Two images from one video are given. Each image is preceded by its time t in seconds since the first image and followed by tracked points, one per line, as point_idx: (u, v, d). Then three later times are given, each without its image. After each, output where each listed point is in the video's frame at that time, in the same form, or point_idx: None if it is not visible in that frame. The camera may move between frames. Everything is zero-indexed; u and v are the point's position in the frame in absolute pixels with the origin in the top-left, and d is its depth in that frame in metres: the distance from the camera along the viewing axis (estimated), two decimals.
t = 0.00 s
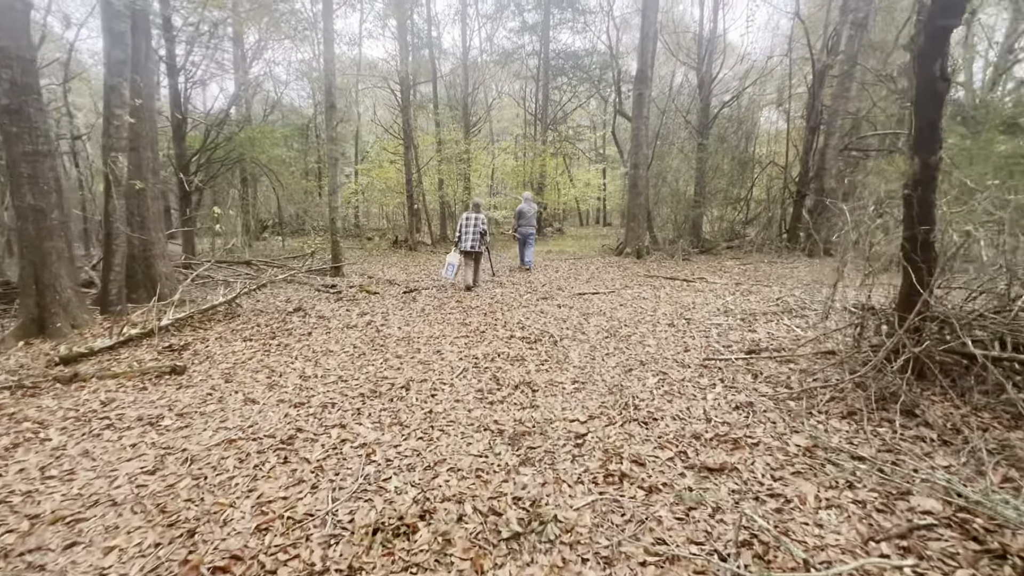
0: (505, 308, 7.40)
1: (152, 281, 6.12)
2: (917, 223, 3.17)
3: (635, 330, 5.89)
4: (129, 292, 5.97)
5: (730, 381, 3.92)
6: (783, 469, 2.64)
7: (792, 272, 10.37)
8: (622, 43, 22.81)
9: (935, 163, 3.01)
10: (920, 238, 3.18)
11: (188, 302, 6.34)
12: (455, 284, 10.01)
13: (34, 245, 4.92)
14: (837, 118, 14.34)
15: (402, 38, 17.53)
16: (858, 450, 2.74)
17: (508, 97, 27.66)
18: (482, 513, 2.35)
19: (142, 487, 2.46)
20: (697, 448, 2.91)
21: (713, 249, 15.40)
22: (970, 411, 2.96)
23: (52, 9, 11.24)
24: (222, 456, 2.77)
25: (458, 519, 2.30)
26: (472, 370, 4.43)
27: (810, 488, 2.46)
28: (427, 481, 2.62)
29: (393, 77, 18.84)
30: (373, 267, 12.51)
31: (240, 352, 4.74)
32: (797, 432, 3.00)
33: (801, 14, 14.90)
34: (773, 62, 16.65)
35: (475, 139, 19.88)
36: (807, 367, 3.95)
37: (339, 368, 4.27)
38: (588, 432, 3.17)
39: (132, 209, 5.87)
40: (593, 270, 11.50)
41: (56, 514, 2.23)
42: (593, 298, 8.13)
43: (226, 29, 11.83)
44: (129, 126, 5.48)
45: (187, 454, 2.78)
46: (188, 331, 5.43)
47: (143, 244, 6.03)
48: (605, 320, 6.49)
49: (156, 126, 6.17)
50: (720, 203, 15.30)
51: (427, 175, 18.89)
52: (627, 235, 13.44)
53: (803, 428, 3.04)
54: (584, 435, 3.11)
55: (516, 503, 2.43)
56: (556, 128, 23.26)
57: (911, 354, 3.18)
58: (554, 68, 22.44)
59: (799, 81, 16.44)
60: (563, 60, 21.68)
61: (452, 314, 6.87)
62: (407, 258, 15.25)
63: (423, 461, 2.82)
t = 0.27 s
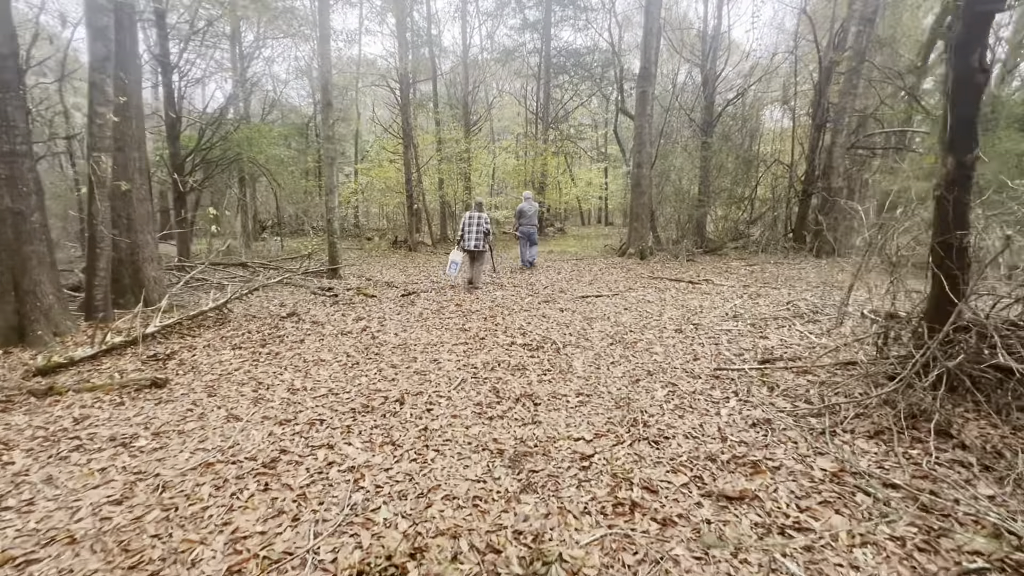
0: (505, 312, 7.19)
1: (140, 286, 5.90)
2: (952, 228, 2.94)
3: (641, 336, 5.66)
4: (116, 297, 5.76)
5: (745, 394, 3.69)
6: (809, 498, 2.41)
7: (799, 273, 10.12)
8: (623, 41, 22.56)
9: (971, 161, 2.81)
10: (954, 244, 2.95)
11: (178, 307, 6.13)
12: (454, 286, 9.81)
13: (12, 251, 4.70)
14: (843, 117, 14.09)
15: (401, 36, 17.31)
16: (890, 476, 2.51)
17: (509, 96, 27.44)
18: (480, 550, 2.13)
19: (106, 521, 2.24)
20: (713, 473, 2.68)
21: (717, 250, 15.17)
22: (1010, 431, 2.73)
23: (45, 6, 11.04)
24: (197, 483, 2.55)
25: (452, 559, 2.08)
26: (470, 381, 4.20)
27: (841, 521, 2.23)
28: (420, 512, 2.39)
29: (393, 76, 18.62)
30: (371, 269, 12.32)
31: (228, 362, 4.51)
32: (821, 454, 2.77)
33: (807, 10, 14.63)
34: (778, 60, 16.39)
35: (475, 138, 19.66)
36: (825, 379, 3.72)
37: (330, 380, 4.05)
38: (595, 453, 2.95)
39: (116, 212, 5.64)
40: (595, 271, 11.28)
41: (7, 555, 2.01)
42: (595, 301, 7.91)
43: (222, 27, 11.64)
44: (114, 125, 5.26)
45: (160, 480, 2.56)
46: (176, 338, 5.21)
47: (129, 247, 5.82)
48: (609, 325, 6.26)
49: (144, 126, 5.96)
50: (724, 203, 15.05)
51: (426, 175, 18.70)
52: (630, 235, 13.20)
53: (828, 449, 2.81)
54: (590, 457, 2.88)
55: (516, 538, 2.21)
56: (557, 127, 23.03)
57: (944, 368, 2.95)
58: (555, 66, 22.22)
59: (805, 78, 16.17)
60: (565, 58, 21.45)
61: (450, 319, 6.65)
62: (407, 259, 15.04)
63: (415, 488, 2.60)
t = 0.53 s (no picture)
0: (503, 319, 6.96)
1: (123, 293, 5.69)
2: (982, 231, 2.73)
3: (643, 345, 5.42)
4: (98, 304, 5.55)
5: (756, 410, 3.45)
6: (831, 531, 2.17)
7: (805, 278, 9.87)
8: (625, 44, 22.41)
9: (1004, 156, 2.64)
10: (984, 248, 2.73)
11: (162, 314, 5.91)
12: (452, 291, 9.60)
13: None
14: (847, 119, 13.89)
15: (400, 39, 17.18)
16: (920, 505, 2.27)
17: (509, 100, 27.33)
18: None
19: (47, 559, 2.01)
20: (723, 500, 2.44)
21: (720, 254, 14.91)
22: None
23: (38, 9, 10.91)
24: (156, 512, 2.32)
25: None
26: (463, 394, 3.97)
27: (868, 560, 1.99)
28: (398, 547, 2.16)
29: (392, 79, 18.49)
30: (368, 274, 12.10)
31: (209, 373, 4.29)
32: (842, 479, 2.53)
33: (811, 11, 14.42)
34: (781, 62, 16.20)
35: (475, 142, 19.50)
36: (841, 393, 3.47)
37: (314, 393, 3.82)
38: (593, 477, 2.71)
39: (96, 216, 5.43)
40: (596, 276, 11.04)
41: None
42: (596, 307, 7.68)
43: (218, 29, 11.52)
44: (93, 126, 5.07)
45: (114, 509, 2.33)
46: (157, 347, 4.99)
47: (112, 251, 5.62)
48: (610, 333, 6.03)
49: (129, 127, 5.78)
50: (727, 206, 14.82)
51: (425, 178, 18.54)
52: (632, 239, 12.97)
53: (848, 473, 2.56)
54: (589, 482, 2.64)
55: None
56: (558, 130, 22.86)
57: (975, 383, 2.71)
58: (556, 69, 22.10)
59: (808, 81, 15.97)
60: (565, 61, 21.31)
61: (446, 326, 6.43)
62: (405, 263, 14.83)
63: (395, 518, 2.36)
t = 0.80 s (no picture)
0: (505, 327, 6.73)
1: (111, 300, 5.50)
2: None
3: (651, 355, 5.17)
4: (85, 312, 5.36)
5: (774, 430, 3.19)
6: None
7: (817, 283, 9.57)
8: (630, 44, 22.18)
9: None
10: None
11: (153, 322, 5.72)
12: (454, 297, 9.38)
13: None
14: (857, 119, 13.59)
15: (402, 40, 17.02)
16: (967, 550, 2.01)
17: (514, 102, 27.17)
18: None
19: None
20: (743, 540, 2.19)
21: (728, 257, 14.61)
22: None
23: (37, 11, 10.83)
24: (115, 551, 2.10)
25: None
26: (459, 411, 3.73)
27: None
28: None
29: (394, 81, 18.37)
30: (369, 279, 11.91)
31: (194, 387, 4.08)
32: (876, 516, 2.27)
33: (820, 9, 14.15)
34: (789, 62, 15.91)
35: (479, 143, 19.30)
36: (867, 413, 3.21)
37: (301, 409, 3.60)
38: (599, 510, 2.47)
39: (82, 221, 5.24)
40: (602, 280, 10.80)
41: None
42: (601, 314, 7.43)
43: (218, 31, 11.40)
44: (77, 127, 4.88)
45: (70, 547, 2.12)
46: (144, 358, 4.79)
47: (99, 258, 5.42)
48: (616, 342, 5.78)
49: (119, 130, 5.61)
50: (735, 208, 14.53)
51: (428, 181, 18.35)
52: (638, 242, 12.70)
53: (882, 508, 2.31)
54: (593, 516, 2.41)
55: None
56: (562, 131, 22.64)
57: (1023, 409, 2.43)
58: (561, 69, 21.91)
59: (817, 80, 15.66)
60: (570, 62, 21.11)
61: (445, 335, 6.21)
62: (407, 267, 14.63)
63: (378, 559, 2.14)
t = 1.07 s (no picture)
0: (505, 331, 6.50)
1: (95, 304, 5.26)
2: None
3: (658, 361, 4.93)
4: (67, 317, 5.12)
5: (798, 446, 2.96)
6: None
7: (825, 284, 9.32)
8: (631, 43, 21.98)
9: None
10: None
11: (138, 327, 5.47)
12: (452, 299, 9.14)
13: None
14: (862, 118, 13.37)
15: (401, 39, 16.83)
16: None
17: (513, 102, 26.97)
18: None
19: None
20: None
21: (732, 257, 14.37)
22: None
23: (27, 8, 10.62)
24: None
25: None
26: (458, 423, 3.50)
27: None
28: None
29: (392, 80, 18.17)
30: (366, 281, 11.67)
31: (176, 397, 3.84)
32: (922, 548, 2.04)
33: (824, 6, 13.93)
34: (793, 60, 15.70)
35: (478, 143, 19.08)
36: (898, 427, 2.97)
37: (288, 422, 3.36)
38: (611, 539, 2.23)
39: (63, 220, 5.00)
40: (604, 282, 10.57)
41: None
42: (604, 317, 7.20)
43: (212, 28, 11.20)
44: (55, 123, 4.65)
45: None
46: (127, 365, 4.56)
47: (81, 260, 5.18)
48: (621, 347, 5.54)
49: (102, 126, 5.39)
50: (739, 207, 14.30)
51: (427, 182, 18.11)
52: (641, 242, 12.47)
53: (928, 539, 2.07)
54: (605, 547, 2.17)
55: None
56: (562, 131, 22.44)
57: None
58: (561, 68, 21.73)
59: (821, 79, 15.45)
60: (570, 61, 20.92)
61: (443, 340, 5.98)
62: (405, 269, 14.40)
63: None
